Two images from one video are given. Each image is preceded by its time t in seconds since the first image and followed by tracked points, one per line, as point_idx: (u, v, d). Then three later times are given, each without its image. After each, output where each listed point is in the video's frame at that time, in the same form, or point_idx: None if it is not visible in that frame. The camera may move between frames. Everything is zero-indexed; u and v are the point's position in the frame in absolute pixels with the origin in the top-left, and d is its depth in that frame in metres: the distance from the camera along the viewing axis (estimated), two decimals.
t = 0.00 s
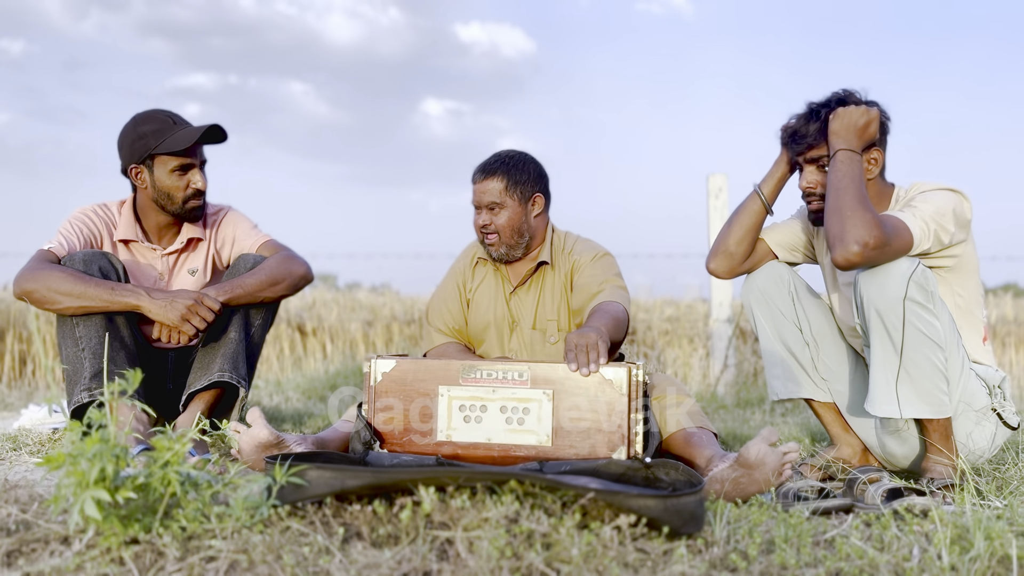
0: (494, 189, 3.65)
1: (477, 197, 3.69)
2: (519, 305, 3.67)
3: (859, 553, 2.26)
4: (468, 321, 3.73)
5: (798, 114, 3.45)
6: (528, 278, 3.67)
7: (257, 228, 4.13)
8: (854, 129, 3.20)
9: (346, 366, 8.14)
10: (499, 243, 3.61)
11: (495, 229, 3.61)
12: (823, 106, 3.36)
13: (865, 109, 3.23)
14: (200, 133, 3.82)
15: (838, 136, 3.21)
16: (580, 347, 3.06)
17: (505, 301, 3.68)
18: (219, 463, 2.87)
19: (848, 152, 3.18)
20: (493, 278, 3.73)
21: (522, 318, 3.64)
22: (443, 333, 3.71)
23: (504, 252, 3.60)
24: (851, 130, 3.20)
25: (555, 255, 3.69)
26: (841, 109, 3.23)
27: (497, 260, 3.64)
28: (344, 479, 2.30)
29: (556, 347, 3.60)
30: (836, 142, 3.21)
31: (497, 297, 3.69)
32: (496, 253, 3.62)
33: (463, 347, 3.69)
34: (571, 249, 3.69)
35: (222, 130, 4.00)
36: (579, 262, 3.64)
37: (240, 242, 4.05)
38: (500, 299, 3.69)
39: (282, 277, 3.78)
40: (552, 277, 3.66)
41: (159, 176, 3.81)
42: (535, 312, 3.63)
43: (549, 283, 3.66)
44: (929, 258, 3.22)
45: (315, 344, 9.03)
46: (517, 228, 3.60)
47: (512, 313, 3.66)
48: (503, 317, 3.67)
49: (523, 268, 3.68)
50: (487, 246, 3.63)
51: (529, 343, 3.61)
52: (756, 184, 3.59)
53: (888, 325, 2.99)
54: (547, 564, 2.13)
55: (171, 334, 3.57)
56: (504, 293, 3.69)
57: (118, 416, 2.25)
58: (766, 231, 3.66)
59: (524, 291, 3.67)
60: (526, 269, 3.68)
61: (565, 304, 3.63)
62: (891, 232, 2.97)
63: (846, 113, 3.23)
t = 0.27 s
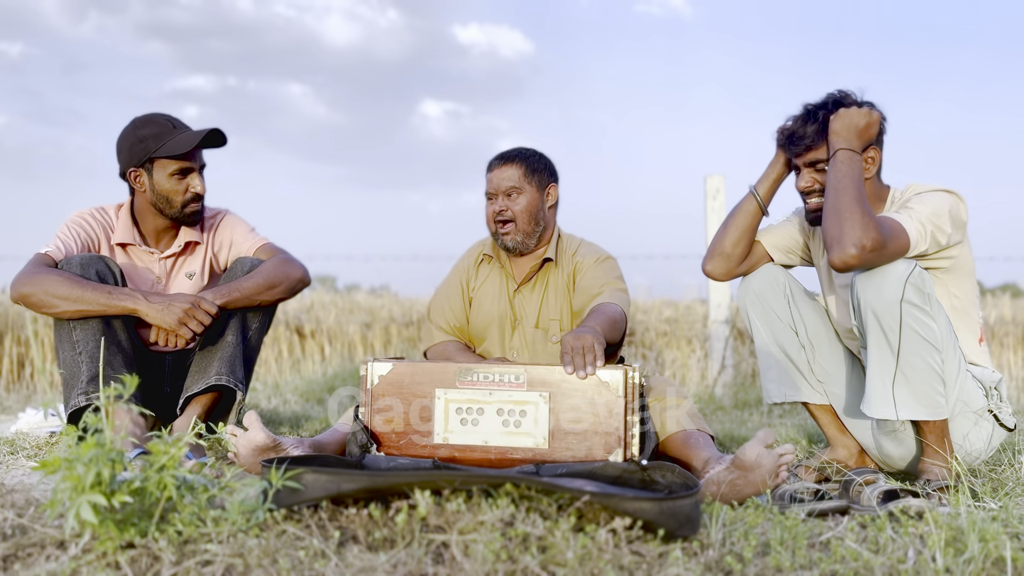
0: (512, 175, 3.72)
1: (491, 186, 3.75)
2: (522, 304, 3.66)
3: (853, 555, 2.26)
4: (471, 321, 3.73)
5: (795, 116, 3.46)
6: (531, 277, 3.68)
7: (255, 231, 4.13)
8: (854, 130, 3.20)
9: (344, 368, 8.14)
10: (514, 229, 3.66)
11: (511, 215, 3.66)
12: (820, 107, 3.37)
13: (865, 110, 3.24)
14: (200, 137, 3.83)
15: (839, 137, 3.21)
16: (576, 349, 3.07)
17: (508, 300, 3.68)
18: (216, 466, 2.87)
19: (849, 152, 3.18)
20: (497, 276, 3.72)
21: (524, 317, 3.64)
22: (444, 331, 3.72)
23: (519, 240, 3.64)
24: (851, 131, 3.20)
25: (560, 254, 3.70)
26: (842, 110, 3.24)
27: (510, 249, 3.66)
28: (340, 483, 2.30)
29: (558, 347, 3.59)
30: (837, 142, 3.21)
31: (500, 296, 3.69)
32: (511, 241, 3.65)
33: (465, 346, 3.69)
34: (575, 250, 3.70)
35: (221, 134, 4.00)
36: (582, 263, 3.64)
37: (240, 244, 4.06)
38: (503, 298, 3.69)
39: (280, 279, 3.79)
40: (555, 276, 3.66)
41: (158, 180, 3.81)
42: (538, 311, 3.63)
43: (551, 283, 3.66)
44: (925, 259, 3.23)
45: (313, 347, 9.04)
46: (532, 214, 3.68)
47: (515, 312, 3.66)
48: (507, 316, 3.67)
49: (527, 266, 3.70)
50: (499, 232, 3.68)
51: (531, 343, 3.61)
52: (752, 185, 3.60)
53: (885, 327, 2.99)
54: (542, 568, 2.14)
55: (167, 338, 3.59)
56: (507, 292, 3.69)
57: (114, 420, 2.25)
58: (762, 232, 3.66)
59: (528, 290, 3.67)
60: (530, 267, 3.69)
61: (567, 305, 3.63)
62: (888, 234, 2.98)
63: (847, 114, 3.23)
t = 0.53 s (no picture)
0: (523, 172, 3.69)
1: (500, 180, 3.72)
2: (522, 303, 3.67)
3: (850, 558, 2.26)
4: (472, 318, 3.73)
5: (787, 118, 3.46)
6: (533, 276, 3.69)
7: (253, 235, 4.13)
8: (838, 136, 3.19)
9: (343, 370, 8.14)
10: (522, 224, 3.63)
11: (519, 210, 3.64)
12: (807, 109, 3.36)
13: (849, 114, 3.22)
14: (198, 140, 3.83)
15: (823, 144, 3.21)
16: (573, 352, 3.06)
17: (509, 298, 3.69)
18: (213, 470, 2.87)
19: (833, 158, 3.18)
20: (499, 275, 3.74)
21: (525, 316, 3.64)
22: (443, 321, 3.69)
23: (526, 235, 3.63)
24: (835, 137, 3.19)
25: (560, 254, 3.70)
26: (825, 116, 3.23)
27: (516, 244, 3.64)
28: (336, 487, 2.30)
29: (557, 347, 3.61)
30: (820, 149, 3.22)
31: (501, 295, 3.70)
32: (518, 236, 3.63)
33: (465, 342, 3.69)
34: (576, 252, 3.70)
35: (219, 137, 4.00)
36: (582, 266, 3.64)
37: (240, 247, 4.07)
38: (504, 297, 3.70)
39: (277, 282, 3.78)
40: (555, 276, 3.66)
41: (156, 183, 3.81)
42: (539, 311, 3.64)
43: (552, 284, 3.66)
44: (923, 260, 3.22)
45: (312, 349, 9.04)
46: (542, 210, 3.66)
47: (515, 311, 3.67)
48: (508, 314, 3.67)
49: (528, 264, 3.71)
50: (508, 228, 3.64)
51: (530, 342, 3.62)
52: (752, 184, 3.60)
53: (883, 330, 3.00)
54: (539, 571, 2.13)
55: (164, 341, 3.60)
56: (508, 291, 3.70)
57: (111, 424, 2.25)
58: (763, 231, 3.66)
59: (529, 289, 3.68)
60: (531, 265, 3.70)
61: (566, 305, 3.63)
62: (875, 238, 2.98)
63: (830, 120, 3.22)
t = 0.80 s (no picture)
0: (511, 166, 3.71)
1: (490, 173, 3.74)
2: (521, 298, 3.64)
3: (849, 560, 2.26)
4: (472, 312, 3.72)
5: (786, 115, 3.46)
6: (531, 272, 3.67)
7: (251, 237, 4.13)
8: (830, 139, 3.20)
9: (342, 373, 8.14)
10: (510, 216, 3.66)
11: (508, 203, 3.66)
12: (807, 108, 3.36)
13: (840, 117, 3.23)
14: (196, 143, 3.84)
15: (816, 147, 3.22)
16: (572, 354, 3.05)
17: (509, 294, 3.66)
18: (211, 473, 2.87)
19: (828, 160, 3.18)
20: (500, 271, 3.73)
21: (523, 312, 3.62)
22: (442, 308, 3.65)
23: (514, 226, 3.66)
24: (827, 140, 3.20)
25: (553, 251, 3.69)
26: (817, 120, 3.23)
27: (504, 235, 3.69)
28: (335, 490, 2.31)
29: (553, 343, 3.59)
30: (813, 152, 3.22)
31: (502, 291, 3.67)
32: (506, 228, 3.67)
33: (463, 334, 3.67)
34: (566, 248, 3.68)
35: (217, 140, 4.01)
36: (573, 262, 3.62)
37: (237, 249, 4.06)
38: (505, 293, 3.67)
39: (275, 285, 3.78)
40: (548, 271, 3.64)
41: (154, 185, 3.81)
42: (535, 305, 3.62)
43: (547, 279, 3.64)
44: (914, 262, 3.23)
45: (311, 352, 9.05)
46: (529, 203, 3.67)
47: (514, 307, 3.64)
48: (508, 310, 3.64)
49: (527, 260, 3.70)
50: (494, 219, 3.70)
51: (526, 339, 3.59)
52: (749, 185, 3.59)
53: (872, 335, 3.00)
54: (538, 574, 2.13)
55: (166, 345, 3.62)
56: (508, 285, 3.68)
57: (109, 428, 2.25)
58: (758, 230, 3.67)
59: (528, 285, 3.64)
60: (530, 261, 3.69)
61: (561, 301, 3.60)
62: (873, 239, 2.98)
63: (821, 123, 3.22)
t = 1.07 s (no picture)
0: (500, 166, 3.73)
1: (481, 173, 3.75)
2: (508, 298, 3.62)
3: (847, 561, 2.26)
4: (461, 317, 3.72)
5: (800, 85, 3.46)
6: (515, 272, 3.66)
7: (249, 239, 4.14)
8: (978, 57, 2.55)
9: (341, 375, 8.14)
10: (501, 213, 3.66)
11: (499, 199, 3.66)
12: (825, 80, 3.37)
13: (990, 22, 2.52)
14: (191, 145, 3.84)
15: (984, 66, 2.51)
16: (571, 357, 3.07)
17: (493, 295, 3.65)
18: (210, 475, 2.87)
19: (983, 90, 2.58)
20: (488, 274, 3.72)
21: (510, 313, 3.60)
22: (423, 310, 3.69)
23: (506, 222, 3.65)
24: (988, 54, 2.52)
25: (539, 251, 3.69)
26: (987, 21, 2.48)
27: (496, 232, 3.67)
28: (333, 493, 2.30)
29: (541, 341, 3.56)
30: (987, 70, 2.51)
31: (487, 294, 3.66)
32: (500, 224, 3.66)
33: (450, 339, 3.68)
34: (553, 248, 3.67)
35: (214, 142, 4.01)
36: (560, 264, 3.61)
37: (235, 252, 4.07)
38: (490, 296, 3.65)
39: (273, 288, 3.78)
40: (535, 270, 3.64)
41: (151, 188, 3.81)
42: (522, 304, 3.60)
43: (533, 279, 3.63)
44: (898, 246, 3.18)
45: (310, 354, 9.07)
46: (522, 200, 3.68)
47: (501, 307, 3.62)
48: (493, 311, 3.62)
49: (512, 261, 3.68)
50: (487, 215, 3.68)
51: (515, 338, 3.57)
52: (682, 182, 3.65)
53: (856, 352, 3.00)
54: None
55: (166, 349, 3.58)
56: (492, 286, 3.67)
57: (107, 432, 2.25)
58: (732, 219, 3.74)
59: (512, 285, 3.64)
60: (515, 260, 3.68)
61: (548, 300, 3.59)
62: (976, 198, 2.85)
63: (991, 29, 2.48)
